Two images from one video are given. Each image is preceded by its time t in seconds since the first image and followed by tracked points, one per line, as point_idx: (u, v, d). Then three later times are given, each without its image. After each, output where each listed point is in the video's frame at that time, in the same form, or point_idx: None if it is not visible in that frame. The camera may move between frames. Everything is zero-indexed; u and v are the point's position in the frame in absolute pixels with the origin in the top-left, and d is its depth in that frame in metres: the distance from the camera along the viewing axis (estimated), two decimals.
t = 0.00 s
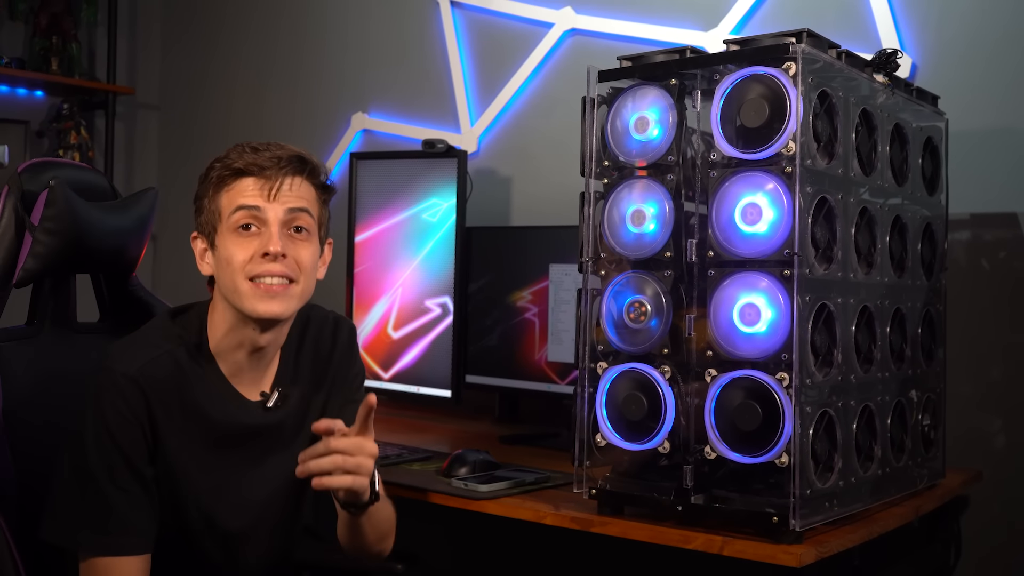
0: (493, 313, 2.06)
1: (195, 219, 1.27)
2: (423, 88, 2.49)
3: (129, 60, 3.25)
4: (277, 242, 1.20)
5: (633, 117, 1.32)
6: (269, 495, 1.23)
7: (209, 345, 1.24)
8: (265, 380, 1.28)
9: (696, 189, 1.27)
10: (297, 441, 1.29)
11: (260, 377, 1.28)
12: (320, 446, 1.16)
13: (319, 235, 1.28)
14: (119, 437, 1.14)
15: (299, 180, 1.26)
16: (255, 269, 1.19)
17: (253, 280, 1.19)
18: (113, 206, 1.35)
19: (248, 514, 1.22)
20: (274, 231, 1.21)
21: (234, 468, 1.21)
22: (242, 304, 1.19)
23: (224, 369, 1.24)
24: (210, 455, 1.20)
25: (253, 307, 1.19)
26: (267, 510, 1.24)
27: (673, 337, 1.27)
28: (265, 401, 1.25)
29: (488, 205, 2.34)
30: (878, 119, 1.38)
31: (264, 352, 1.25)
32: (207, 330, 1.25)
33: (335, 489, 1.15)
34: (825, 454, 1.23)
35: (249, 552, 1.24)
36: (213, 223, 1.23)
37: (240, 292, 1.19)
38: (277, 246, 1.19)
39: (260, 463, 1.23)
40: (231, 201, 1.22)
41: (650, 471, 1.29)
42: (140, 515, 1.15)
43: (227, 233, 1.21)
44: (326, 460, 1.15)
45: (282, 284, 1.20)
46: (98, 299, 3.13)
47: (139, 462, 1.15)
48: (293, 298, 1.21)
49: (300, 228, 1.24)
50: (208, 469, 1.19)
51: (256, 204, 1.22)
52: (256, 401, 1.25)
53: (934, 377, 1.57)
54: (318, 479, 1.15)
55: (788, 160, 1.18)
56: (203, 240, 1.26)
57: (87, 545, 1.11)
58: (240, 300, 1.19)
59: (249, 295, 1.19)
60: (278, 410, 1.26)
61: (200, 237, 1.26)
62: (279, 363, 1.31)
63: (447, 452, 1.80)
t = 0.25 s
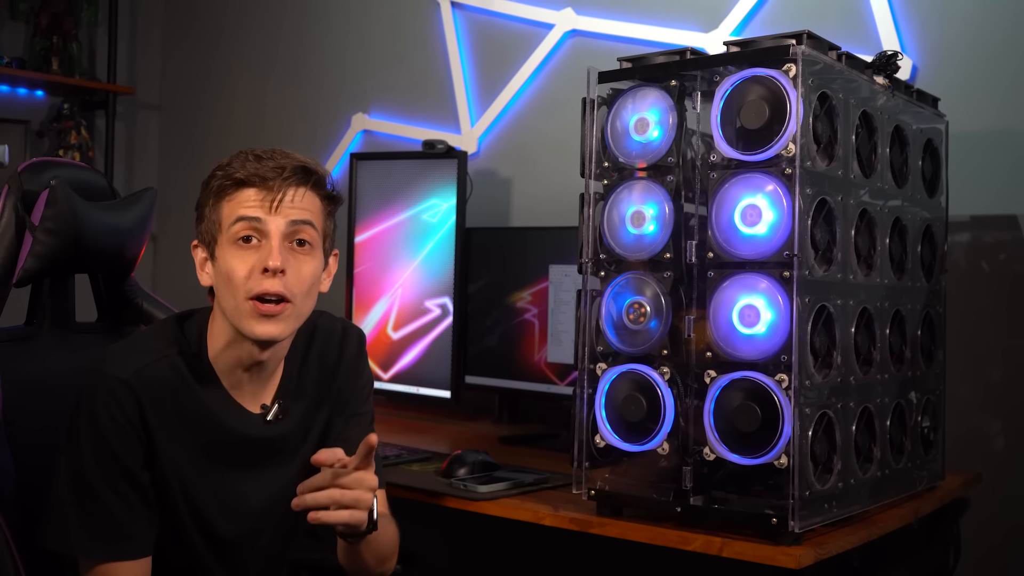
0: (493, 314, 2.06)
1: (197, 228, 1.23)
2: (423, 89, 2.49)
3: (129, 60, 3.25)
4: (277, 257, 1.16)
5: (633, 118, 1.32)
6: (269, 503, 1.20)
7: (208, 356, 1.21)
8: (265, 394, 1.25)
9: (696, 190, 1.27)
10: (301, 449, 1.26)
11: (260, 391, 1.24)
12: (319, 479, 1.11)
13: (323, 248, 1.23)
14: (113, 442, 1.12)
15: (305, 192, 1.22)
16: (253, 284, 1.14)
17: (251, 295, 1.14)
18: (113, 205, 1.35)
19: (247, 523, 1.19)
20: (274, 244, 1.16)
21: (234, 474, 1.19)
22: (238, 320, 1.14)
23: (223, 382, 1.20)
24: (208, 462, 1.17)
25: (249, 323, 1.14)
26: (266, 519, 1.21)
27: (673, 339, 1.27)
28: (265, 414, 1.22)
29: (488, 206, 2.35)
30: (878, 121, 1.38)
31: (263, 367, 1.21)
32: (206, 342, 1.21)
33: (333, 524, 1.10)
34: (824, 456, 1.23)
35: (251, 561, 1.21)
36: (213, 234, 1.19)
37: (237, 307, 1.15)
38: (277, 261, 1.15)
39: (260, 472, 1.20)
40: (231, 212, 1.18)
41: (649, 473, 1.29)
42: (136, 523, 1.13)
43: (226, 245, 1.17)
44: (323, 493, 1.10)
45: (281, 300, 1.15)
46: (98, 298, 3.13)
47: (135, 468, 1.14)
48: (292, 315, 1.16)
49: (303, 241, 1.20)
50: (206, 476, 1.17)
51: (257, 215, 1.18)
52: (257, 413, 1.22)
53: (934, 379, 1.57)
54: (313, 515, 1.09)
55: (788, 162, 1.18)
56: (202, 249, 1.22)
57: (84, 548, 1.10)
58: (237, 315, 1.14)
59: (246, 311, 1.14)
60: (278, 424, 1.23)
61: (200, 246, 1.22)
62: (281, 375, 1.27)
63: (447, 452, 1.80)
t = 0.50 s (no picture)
0: (489, 313, 2.06)
1: (194, 227, 1.22)
2: (421, 87, 2.49)
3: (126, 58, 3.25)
4: (275, 259, 1.15)
5: (630, 117, 1.32)
6: (265, 502, 1.20)
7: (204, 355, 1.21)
8: (262, 394, 1.24)
9: (693, 189, 1.27)
10: (299, 449, 1.26)
11: (257, 391, 1.24)
12: (308, 482, 1.11)
13: (322, 249, 1.23)
14: (109, 441, 1.12)
15: (304, 194, 1.21)
16: (251, 286, 1.14)
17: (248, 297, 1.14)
18: (109, 203, 1.35)
19: (243, 522, 1.19)
20: (273, 246, 1.16)
21: (229, 474, 1.18)
22: (235, 322, 1.14)
23: (219, 380, 1.20)
24: (204, 462, 1.17)
25: (246, 325, 1.14)
26: (262, 518, 1.21)
27: (669, 337, 1.27)
28: (261, 414, 1.21)
29: (485, 204, 2.34)
30: (875, 120, 1.38)
31: (260, 367, 1.21)
32: (202, 341, 1.21)
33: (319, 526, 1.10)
34: (820, 455, 1.23)
35: (246, 560, 1.21)
36: (210, 233, 1.19)
37: (234, 309, 1.14)
38: (275, 263, 1.15)
39: (256, 471, 1.20)
40: (229, 213, 1.18)
41: (645, 471, 1.29)
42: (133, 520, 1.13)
43: (224, 246, 1.16)
44: (312, 496, 1.10)
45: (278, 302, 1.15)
46: (95, 296, 3.12)
47: (130, 467, 1.13)
48: (289, 318, 1.16)
49: (301, 243, 1.19)
50: (202, 475, 1.17)
51: (255, 217, 1.17)
52: (253, 414, 1.21)
53: (930, 378, 1.58)
54: (301, 517, 1.08)
55: (785, 160, 1.18)
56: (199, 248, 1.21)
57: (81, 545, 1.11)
58: (234, 317, 1.14)
59: (243, 313, 1.14)
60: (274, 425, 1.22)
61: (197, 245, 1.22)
62: (278, 374, 1.26)
63: (443, 451, 1.79)
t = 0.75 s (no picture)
0: (484, 311, 2.06)
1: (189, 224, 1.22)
2: (417, 85, 2.48)
3: (121, 55, 3.24)
4: (268, 259, 1.15)
5: (625, 114, 1.32)
6: (258, 498, 1.20)
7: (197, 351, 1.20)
8: (255, 390, 1.24)
9: (688, 186, 1.27)
10: (290, 446, 1.26)
11: (250, 388, 1.23)
12: (302, 476, 1.11)
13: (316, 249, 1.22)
14: (102, 437, 1.12)
15: (300, 194, 1.21)
16: (244, 284, 1.14)
17: (241, 296, 1.14)
18: (102, 200, 1.35)
19: (236, 519, 1.19)
20: (267, 246, 1.16)
21: (222, 471, 1.18)
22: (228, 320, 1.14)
23: (212, 376, 1.20)
24: (197, 457, 1.17)
25: (239, 323, 1.14)
26: (255, 515, 1.20)
27: (664, 335, 1.27)
28: (255, 410, 1.22)
29: (480, 202, 2.34)
30: (869, 119, 1.38)
31: (253, 364, 1.20)
32: (195, 337, 1.21)
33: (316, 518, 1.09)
34: (814, 453, 1.23)
35: (240, 558, 1.20)
36: (204, 231, 1.18)
37: (228, 307, 1.14)
38: (268, 263, 1.14)
39: (247, 467, 1.20)
40: (223, 211, 1.17)
41: (640, 469, 1.29)
42: (128, 516, 1.13)
43: (217, 244, 1.16)
44: (306, 489, 1.10)
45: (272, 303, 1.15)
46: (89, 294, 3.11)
47: (124, 463, 1.13)
48: (282, 317, 1.15)
49: (296, 242, 1.19)
50: (195, 470, 1.17)
51: (250, 216, 1.17)
52: (246, 410, 1.21)
53: (925, 376, 1.58)
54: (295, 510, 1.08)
55: (780, 159, 1.18)
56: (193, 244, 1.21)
57: (76, 543, 1.11)
58: (228, 316, 1.14)
59: (236, 311, 1.14)
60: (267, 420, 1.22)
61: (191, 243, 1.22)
62: (272, 370, 1.26)
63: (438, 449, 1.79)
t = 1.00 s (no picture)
0: (481, 311, 2.06)
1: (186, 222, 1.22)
2: (413, 85, 2.48)
3: (117, 54, 3.24)
4: (267, 259, 1.15)
5: (621, 116, 1.32)
6: (254, 498, 1.21)
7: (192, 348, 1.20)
8: (250, 389, 1.24)
9: (684, 188, 1.27)
10: (285, 448, 1.25)
11: (247, 386, 1.23)
12: (305, 493, 1.08)
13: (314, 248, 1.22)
14: (98, 438, 1.11)
15: (297, 193, 1.20)
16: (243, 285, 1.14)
17: (240, 296, 1.14)
18: (99, 201, 1.34)
19: (233, 517, 1.19)
20: (265, 246, 1.15)
21: (218, 471, 1.18)
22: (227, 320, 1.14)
23: (207, 375, 1.19)
24: (194, 456, 1.17)
25: (238, 323, 1.14)
26: (251, 515, 1.21)
27: (660, 336, 1.27)
28: (249, 409, 1.21)
29: (477, 202, 2.34)
30: (866, 120, 1.38)
31: (250, 362, 1.20)
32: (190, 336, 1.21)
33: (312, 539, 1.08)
34: (810, 454, 1.23)
35: (235, 556, 1.21)
36: (202, 230, 1.18)
37: (227, 307, 1.14)
38: (267, 263, 1.14)
39: (243, 466, 1.20)
40: (221, 211, 1.17)
41: (636, 470, 1.29)
42: (127, 514, 1.13)
43: (215, 243, 1.16)
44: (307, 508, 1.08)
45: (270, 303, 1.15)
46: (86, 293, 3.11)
47: (121, 463, 1.13)
48: (281, 316, 1.16)
49: (294, 242, 1.18)
50: (191, 469, 1.17)
51: (248, 216, 1.16)
52: (241, 409, 1.21)
53: (921, 377, 1.58)
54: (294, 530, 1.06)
55: (776, 160, 1.18)
56: (190, 242, 1.21)
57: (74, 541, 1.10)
58: (227, 315, 1.14)
59: (235, 311, 1.14)
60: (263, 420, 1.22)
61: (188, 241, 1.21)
62: (267, 368, 1.26)
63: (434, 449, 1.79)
